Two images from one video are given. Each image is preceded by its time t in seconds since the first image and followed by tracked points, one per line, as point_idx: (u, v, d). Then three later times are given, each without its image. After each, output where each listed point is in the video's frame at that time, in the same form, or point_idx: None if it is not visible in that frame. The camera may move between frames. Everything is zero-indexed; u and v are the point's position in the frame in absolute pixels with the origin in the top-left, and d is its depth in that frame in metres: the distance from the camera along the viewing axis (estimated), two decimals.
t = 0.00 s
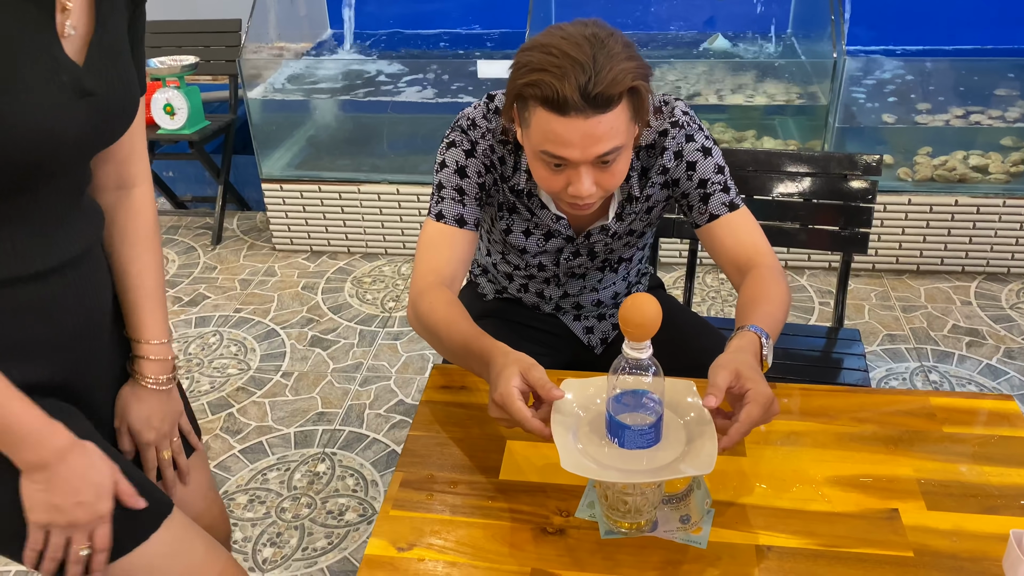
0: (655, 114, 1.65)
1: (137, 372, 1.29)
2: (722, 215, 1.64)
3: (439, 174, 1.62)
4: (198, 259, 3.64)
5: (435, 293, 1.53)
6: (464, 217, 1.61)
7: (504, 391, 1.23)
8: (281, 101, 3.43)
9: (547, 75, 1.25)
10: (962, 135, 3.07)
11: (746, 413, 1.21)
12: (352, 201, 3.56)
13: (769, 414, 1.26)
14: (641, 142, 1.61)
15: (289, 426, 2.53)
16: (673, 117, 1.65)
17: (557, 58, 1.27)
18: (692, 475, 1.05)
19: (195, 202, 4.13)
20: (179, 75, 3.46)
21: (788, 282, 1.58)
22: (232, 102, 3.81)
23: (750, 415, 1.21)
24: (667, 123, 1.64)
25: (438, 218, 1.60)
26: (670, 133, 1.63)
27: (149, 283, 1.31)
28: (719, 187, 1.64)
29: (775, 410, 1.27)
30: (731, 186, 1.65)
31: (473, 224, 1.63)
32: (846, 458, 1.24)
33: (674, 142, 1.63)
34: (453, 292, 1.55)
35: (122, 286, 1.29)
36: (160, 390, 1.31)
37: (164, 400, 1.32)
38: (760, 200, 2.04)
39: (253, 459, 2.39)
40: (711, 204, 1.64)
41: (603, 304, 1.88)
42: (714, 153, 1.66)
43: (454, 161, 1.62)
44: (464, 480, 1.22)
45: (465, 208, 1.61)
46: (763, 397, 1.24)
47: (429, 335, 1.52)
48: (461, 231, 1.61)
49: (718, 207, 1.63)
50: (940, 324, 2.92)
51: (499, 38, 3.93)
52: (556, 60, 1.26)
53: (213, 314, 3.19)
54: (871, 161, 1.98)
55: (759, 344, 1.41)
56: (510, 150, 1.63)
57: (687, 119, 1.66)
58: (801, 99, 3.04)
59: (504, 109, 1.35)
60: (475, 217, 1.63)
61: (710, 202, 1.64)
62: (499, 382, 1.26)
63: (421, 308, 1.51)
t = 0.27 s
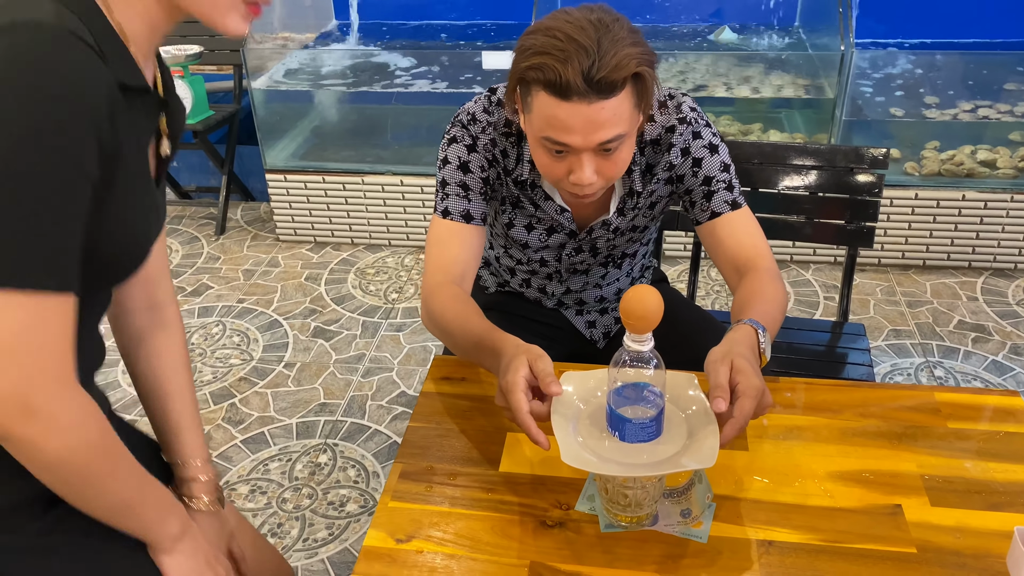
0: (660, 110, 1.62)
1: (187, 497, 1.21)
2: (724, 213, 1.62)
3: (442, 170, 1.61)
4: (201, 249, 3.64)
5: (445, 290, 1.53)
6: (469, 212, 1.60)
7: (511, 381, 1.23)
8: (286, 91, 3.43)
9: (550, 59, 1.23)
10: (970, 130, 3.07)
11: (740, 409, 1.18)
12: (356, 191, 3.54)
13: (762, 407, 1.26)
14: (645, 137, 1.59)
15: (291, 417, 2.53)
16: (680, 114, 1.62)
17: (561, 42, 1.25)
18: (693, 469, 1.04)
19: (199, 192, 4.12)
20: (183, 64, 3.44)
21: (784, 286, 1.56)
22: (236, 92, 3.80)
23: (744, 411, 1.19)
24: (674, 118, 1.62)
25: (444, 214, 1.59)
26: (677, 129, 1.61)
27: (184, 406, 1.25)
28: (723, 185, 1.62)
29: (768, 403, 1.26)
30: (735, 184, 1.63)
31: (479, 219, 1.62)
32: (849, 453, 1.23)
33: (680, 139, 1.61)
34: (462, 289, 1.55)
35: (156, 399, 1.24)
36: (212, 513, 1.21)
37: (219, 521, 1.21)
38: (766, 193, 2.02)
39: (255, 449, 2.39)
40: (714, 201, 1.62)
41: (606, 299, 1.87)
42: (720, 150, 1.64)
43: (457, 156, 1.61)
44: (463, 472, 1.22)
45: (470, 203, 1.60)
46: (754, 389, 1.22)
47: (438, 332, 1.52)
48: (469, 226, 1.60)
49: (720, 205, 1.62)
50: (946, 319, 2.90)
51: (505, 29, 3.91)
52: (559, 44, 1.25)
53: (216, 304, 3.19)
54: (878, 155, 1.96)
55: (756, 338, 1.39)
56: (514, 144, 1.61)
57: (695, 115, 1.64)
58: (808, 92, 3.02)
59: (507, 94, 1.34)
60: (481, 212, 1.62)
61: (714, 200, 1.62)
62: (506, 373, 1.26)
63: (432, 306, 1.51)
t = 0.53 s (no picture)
0: (667, 102, 1.60)
1: None
2: (731, 206, 1.61)
3: (446, 165, 1.60)
4: (207, 239, 3.64)
5: (452, 288, 1.53)
6: (475, 207, 1.59)
7: (519, 373, 1.22)
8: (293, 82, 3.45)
9: (556, 49, 1.22)
10: (982, 126, 3.03)
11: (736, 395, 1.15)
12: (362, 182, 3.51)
13: (763, 397, 1.22)
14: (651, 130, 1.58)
15: (295, 407, 2.53)
16: (687, 106, 1.60)
17: (567, 32, 1.24)
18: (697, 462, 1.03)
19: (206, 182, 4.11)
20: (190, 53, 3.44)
21: (790, 280, 1.54)
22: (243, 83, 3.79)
23: (743, 400, 1.15)
24: (681, 111, 1.59)
25: (449, 210, 1.58)
26: (684, 122, 1.59)
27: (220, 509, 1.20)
28: (730, 177, 1.60)
29: (768, 391, 1.23)
30: (743, 177, 1.62)
31: (485, 214, 1.61)
32: (855, 449, 1.21)
33: (687, 131, 1.59)
34: (469, 286, 1.55)
35: (193, 509, 1.19)
36: None
37: None
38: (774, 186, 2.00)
39: (258, 439, 2.39)
40: (721, 195, 1.61)
41: (612, 293, 1.85)
42: (728, 142, 1.62)
43: (461, 152, 1.59)
44: (464, 463, 1.21)
45: (476, 198, 1.59)
46: (751, 379, 1.19)
47: (443, 328, 1.51)
48: (474, 221, 1.59)
49: (727, 198, 1.60)
50: (955, 316, 2.88)
51: (513, 20, 3.89)
52: (565, 34, 1.24)
53: (221, 294, 3.19)
54: (888, 148, 1.93)
55: (756, 334, 1.37)
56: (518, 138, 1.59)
57: (702, 107, 1.62)
58: (818, 85, 3.00)
59: (512, 86, 1.32)
60: (487, 208, 1.61)
61: (721, 193, 1.60)
62: (515, 365, 1.25)
63: (439, 303, 1.51)
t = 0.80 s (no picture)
0: (676, 94, 1.59)
1: None
2: (740, 199, 1.59)
3: (454, 156, 1.60)
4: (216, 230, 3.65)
5: (458, 278, 1.52)
6: (483, 198, 1.58)
7: (525, 363, 1.21)
8: (303, 73, 3.45)
9: (566, 37, 1.21)
10: (996, 123, 3.01)
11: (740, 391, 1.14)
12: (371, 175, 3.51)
13: (767, 391, 1.21)
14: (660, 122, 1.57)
15: (302, 398, 2.54)
16: (697, 98, 1.59)
17: (578, 20, 1.23)
18: (702, 456, 1.03)
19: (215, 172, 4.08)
20: (200, 44, 3.44)
21: (797, 274, 1.53)
22: (254, 74, 3.80)
23: (745, 395, 1.15)
24: (690, 103, 1.58)
25: (456, 201, 1.58)
26: (692, 114, 1.58)
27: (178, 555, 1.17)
28: (739, 170, 1.59)
29: (773, 383, 1.22)
30: (752, 170, 1.60)
31: (492, 205, 1.60)
32: (862, 446, 1.20)
33: (696, 124, 1.58)
34: (476, 278, 1.54)
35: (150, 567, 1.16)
36: None
37: None
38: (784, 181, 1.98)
39: (265, 429, 2.40)
40: (729, 187, 1.59)
41: (619, 286, 1.84)
42: (737, 135, 1.61)
43: (469, 142, 1.59)
44: (468, 455, 1.21)
45: (484, 189, 1.59)
46: (755, 371, 1.18)
47: (450, 319, 1.51)
48: (482, 212, 1.59)
49: (736, 191, 1.59)
50: (965, 315, 2.85)
51: (523, 13, 3.87)
52: (576, 22, 1.23)
53: (229, 285, 3.20)
54: (900, 145, 1.92)
55: (759, 328, 1.36)
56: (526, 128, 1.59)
57: (711, 100, 1.61)
58: (830, 81, 2.98)
59: (521, 75, 1.31)
60: (494, 198, 1.60)
61: (729, 186, 1.59)
62: (521, 355, 1.24)
63: (445, 294, 1.51)
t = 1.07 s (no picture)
0: (688, 86, 1.59)
1: None
2: (750, 192, 1.58)
3: (465, 146, 1.59)
4: (227, 221, 3.67)
5: (468, 268, 1.51)
6: (493, 188, 1.58)
7: (533, 354, 1.20)
8: (313, 64, 3.42)
9: (578, 28, 1.20)
10: (1014, 121, 2.94)
11: (751, 382, 1.13)
12: (381, 167, 3.52)
13: (777, 383, 1.21)
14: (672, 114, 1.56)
15: (310, 388, 2.54)
16: (708, 90, 1.58)
17: (590, 11, 1.22)
18: (711, 447, 1.03)
19: (226, 163, 4.06)
20: (212, 34, 3.46)
21: (806, 267, 1.51)
22: (265, 66, 3.81)
23: (755, 385, 1.14)
24: (701, 95, 1.58)
25: (467, 191, 1.57)
26: (704, 106, 1.57)
27: None
28: (750, 163, 1.58)
29: (785, 376, 1.21)
30: (763, 163, 1.59)
31: (503, 195, 1.60)
32: (872, 440, 1.20)
33: (708, 116, 1.57)
34: (486, 268, 1.53)
35: None
36: None
37: None
38: (797, 176, 1.97)
39: (273, 419, 2.41)
40: (740, 180, 1.58)
41: (629, 279, 1.84)
42: (748, 127, 1.60)
43: (480, 132, 1.59)
44: (475, 445, 1.21)
45: (494, 179, 1.58)
46: (767, 363, 1.17)
47: (459, 310, 1.50)
48: (492, 203, 1.58)
49: (746, 184, 1.58)
50: (977, 313, 2.83)
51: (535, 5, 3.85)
52: (588, 13, 1.21)
53: (239, 275, 3.21)
54: (913, 140, 1.89)
55: (769, 321, 1.36)
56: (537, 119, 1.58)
57: (723, 92, 1.60)
58: (844, 76, 2.97)
59: (533, 66, 1.30)
60: (504, 188, 1.59)
61: (739, 178, 1.58)
62: (530, 346, 1.23)
63: (455, 284, 1.50)
